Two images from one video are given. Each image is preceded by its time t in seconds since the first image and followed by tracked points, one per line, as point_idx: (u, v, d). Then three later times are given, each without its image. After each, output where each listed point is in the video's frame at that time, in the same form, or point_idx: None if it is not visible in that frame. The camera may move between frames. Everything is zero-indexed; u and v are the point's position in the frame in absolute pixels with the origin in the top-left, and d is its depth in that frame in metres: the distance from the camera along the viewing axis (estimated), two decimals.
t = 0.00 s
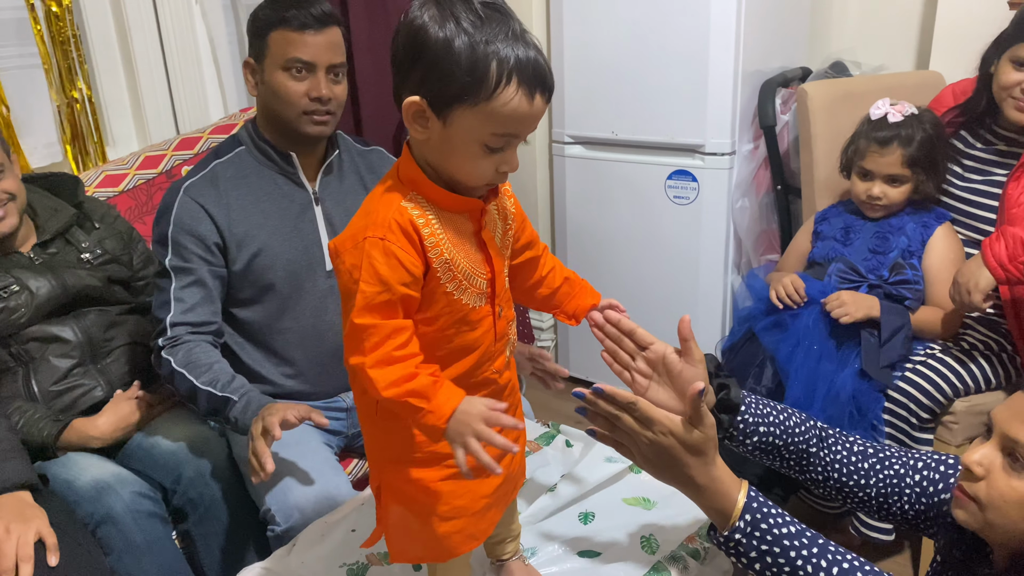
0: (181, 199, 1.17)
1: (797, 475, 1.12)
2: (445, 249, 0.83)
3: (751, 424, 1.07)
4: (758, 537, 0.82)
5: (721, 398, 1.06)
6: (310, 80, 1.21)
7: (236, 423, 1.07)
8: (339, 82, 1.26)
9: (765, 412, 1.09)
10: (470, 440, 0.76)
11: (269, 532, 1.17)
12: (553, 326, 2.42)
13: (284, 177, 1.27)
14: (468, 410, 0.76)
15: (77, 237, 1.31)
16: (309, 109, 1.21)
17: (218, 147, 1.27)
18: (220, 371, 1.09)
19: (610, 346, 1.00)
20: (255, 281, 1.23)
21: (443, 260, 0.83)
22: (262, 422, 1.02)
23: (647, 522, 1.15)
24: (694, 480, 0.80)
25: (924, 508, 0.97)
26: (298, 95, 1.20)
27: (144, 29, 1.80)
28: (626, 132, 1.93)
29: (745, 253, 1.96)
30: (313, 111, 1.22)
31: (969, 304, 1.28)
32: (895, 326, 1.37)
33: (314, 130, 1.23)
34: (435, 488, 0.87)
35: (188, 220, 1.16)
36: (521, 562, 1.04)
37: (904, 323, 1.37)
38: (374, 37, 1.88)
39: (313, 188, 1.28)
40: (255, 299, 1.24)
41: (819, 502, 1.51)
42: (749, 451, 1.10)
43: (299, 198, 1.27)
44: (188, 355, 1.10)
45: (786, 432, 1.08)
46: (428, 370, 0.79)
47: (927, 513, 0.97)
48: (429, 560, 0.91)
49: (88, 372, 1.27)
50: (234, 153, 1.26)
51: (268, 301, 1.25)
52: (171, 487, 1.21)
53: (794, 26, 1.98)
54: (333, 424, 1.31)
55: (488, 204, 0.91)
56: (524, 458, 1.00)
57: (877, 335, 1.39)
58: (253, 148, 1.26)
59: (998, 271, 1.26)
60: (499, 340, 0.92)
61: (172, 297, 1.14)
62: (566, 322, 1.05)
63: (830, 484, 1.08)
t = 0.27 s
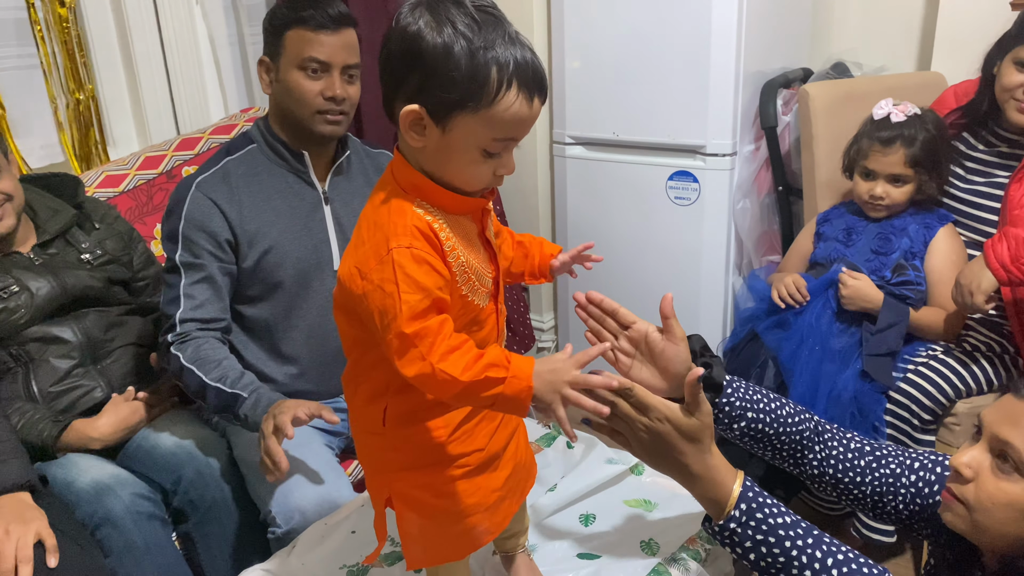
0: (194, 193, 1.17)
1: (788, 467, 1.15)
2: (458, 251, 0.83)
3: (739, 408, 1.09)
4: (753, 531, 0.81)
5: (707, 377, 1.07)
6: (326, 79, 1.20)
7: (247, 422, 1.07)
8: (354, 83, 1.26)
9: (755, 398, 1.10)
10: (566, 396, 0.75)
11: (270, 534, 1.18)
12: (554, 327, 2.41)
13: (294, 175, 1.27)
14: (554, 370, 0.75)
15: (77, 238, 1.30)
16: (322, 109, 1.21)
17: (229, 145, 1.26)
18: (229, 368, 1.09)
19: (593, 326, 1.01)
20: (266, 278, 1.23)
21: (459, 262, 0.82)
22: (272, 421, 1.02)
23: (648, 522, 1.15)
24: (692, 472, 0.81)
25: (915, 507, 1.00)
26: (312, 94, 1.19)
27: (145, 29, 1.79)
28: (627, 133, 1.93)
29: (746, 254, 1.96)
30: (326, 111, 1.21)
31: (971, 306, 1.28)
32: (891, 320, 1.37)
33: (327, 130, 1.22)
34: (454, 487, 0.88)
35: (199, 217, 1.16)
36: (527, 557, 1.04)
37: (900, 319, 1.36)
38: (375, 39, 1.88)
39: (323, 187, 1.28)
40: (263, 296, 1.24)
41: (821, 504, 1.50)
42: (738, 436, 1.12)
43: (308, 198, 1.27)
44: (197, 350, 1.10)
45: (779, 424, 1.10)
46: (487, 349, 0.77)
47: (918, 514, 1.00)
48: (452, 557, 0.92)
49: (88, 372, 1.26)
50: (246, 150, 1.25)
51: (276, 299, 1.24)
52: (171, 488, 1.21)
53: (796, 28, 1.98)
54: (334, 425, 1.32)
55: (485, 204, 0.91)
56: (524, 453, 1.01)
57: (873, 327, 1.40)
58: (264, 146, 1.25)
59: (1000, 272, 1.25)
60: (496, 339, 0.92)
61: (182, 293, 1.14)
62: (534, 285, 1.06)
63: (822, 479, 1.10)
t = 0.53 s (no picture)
0: (195, 194, 1.17)
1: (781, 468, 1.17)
2: (457, 254, 0.83)
3: (729, 407, 1.12)
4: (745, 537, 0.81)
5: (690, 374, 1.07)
6: (328, 80, 1.20)
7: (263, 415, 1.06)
8: (356, 86, 1.26)
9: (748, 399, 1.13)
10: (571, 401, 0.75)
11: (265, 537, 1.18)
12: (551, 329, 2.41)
13: (296, 176, 1.26)
14: (562, 381, 0.76)
15: (71, 240, 1.30)
16: (325, 110, 1.21)
17: (228, 145, 1.25)
18: (241, 363, 1.08)
19: (580, 329, 1.00)
20: (266, 278, 1.22)
21: (458, 265, 0.82)
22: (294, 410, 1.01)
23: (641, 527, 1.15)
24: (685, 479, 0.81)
25: (909, 509, 1.00)
26: (315, 95, 1.19)
27: (140, 31, 1.79)
28: (623, 134, 1.92)
29: (743, 255, 1.95)
30: (329, 112, 1.21)
31: (968, 308, 1.27)
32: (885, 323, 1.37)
33: (329, 131, 1.22)
34: (452, 486, 0.88)
35: (202, 217, 1.16)
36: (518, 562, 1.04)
37: (894, 321, 1.36)
38: (371, 40, 1.88)
39: (323, 188, 1.28)
40: (263, 296, 1.24)
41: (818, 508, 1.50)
42: (730, 434, 1.15)
43: (308, 198, 1.26)
44: (209, 349, 1.09)
45: (771, 425, 1.12)
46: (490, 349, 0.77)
47: (913, 513, 1.00)
48: (447, 558, 0.91)
49: (83, 375, 1.26)
50: (246, 151, 1.24)
51: (275, 299, 1.24)
52: (166, 491, 1.21)
53: (793, 29, 1.97)
54: (330, 428, 1.31)
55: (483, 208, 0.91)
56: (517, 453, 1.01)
57: (868, 329, 1.39)
58: (265, 147, 1.25)
59: (995, 274, 1.26)
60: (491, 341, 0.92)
61: (189, 294, 1.13)
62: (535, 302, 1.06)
63: (816, 479, 1.12)
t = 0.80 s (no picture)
0: (189, 196, 1.16)
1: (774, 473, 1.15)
2: (472, 253, 0.83)
3: (727, 415, 1.09)
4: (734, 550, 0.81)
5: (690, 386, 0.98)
6: (323, 83, 1.20)
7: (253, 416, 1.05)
8: (350, 89, 1.26)
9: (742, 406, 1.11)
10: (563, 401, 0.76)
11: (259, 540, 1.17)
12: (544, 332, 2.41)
13: (288, 179, 1.26)
14: (563, 392, 0.76)
15: (64, 244, 1.29)
16: (319, 113, 1.21)
17: (221, 147, 1.25)
18: (233, 365, 1.08)
19: (576, 352, 1.02)
20: (259, 281, 1.22)
21: (472, 265, 0.82)
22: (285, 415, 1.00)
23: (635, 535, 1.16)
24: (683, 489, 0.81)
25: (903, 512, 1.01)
26: (309, 97, 1.19)
27: (132, 33, 1.78)
28: (616, 136, 1.93)
29: (736, 257, 1.95)
30: (324, 115, 1.21)
31: (960, 309, 1.28)
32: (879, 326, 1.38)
33: (323, 134, 1.22)
34: (452, 487, 0.88)
35: (194, 219, 1.15)
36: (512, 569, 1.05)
37: (887, 323, 1.37)
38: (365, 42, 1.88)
39: (316, 191, 1.28)
40: (256, 299, 1.23)
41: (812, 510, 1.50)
42: (725, 443, 1.12)
43: (300, 200, 1.26)
44: (200, 351, 1.09)
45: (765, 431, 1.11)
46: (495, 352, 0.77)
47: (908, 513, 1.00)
48: (441, 561, 0.91)
49: (75, 379, 1.25)
50: (238, 154, 1.24)
51: (268, 301, 1.23)
52: (158, 494, 1.20)
53: (785, 31, 1.98)
54: (323, 431, 1.31)
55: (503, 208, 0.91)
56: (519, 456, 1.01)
57: (863, 334, 1.40)
58: (258, 149, 1.25)
59: (987, 276, 1.26)
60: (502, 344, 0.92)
61: (180, 297, 1.12)
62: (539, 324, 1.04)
63: (810, 483, 1.10)
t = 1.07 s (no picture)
0: (173, 200, 1.16)
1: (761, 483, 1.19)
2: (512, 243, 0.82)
3: (699, 434, 1.17)
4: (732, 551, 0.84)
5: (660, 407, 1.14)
6: (308, 85, 1.20)
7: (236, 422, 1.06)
8: (336, 90, 1.26)
9: (715, 423, 1.18)
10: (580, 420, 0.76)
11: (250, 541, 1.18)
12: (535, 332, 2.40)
13: (275, 181, 1.26)
14: (575, 403, 0.76)
15: (53, 246, 1.29)
16: (304, 114, 1.21)
17: (207, 150, 1.25)
18: (216, 370, 1.08)
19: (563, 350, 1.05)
20: (245, 283, 1.22)
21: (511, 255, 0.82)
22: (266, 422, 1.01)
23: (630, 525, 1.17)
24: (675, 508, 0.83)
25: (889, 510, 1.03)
26: (294, 99, 1.19)
27: (121, 35, 1.78)
28: (605, 137, 1.93)
29: (724, 257, 1.96)
30: (308, 116, 1.21)
31: (946, 307, 1.28)
32: (866, 319, 1.38)
33: (307, 135, 1.22)
34: (480, 480, 0.88)
35: (179, 222, 1.15)
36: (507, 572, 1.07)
37: (876, 318, 1.38)
38: (355, 44, 1.89)
39: (302, 193, 1.28)
40: (243, 301, 1.23)
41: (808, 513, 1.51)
42: (701, 459, 1.18)
43: (287, 202, 1.26)
44: (185, 354, 1.09)
45: (741, 443, 1.16)
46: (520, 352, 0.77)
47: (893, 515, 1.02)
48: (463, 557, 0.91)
49: (64, 382, 1.25)
50: (224, 156, 1.24)
51: (255, 304, 1.24)
52: (149, 497, 1.21)
53: (773, 31, 1.99)
54: (312, 431, 1.30)
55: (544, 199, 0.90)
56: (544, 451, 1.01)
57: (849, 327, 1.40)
58: (244, 151, 1.25)
59: (972, 273, 1.27)
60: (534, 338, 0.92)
61: (166, 300, 1.13)
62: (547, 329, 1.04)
63: (793, 489, 1.14)
